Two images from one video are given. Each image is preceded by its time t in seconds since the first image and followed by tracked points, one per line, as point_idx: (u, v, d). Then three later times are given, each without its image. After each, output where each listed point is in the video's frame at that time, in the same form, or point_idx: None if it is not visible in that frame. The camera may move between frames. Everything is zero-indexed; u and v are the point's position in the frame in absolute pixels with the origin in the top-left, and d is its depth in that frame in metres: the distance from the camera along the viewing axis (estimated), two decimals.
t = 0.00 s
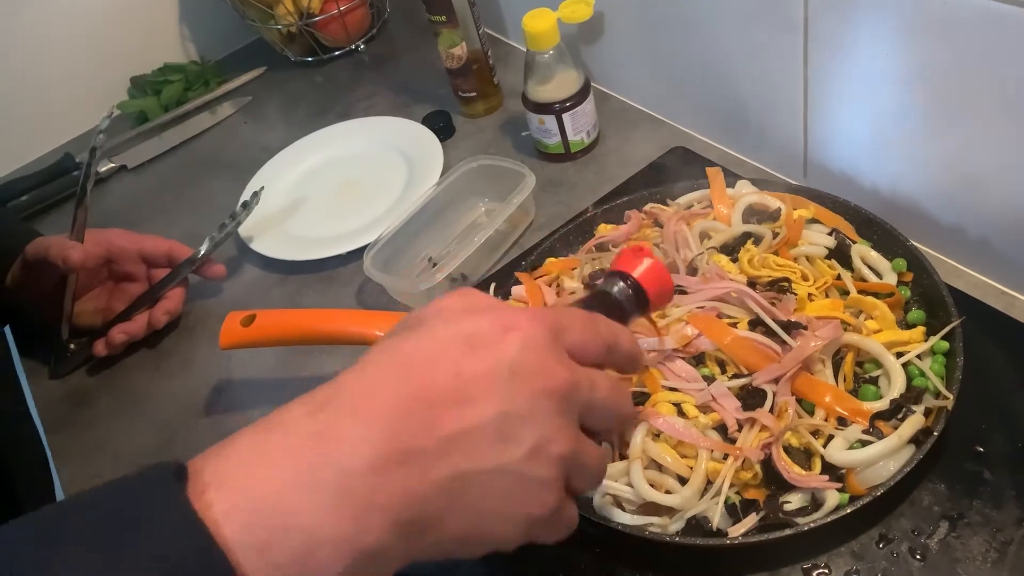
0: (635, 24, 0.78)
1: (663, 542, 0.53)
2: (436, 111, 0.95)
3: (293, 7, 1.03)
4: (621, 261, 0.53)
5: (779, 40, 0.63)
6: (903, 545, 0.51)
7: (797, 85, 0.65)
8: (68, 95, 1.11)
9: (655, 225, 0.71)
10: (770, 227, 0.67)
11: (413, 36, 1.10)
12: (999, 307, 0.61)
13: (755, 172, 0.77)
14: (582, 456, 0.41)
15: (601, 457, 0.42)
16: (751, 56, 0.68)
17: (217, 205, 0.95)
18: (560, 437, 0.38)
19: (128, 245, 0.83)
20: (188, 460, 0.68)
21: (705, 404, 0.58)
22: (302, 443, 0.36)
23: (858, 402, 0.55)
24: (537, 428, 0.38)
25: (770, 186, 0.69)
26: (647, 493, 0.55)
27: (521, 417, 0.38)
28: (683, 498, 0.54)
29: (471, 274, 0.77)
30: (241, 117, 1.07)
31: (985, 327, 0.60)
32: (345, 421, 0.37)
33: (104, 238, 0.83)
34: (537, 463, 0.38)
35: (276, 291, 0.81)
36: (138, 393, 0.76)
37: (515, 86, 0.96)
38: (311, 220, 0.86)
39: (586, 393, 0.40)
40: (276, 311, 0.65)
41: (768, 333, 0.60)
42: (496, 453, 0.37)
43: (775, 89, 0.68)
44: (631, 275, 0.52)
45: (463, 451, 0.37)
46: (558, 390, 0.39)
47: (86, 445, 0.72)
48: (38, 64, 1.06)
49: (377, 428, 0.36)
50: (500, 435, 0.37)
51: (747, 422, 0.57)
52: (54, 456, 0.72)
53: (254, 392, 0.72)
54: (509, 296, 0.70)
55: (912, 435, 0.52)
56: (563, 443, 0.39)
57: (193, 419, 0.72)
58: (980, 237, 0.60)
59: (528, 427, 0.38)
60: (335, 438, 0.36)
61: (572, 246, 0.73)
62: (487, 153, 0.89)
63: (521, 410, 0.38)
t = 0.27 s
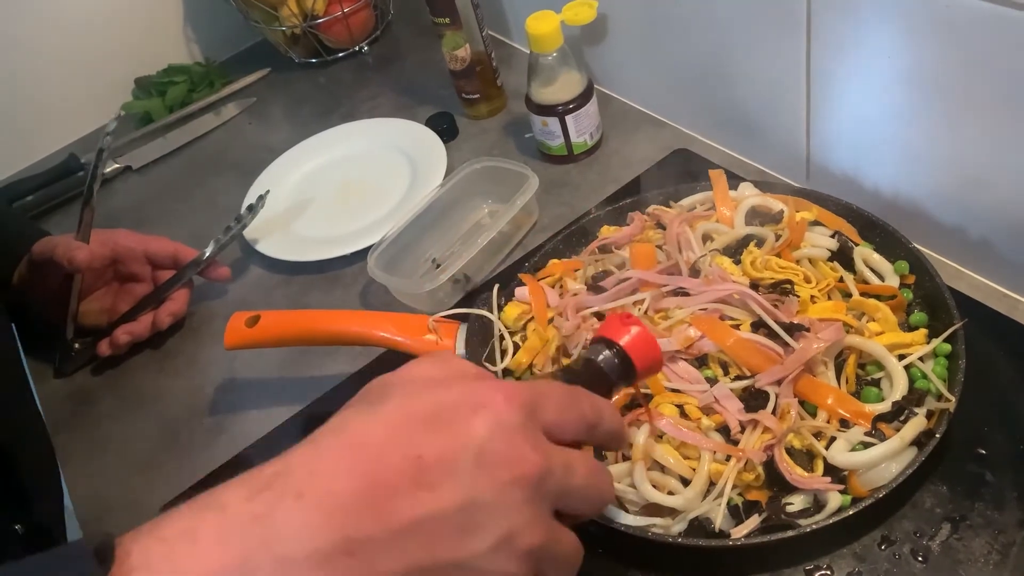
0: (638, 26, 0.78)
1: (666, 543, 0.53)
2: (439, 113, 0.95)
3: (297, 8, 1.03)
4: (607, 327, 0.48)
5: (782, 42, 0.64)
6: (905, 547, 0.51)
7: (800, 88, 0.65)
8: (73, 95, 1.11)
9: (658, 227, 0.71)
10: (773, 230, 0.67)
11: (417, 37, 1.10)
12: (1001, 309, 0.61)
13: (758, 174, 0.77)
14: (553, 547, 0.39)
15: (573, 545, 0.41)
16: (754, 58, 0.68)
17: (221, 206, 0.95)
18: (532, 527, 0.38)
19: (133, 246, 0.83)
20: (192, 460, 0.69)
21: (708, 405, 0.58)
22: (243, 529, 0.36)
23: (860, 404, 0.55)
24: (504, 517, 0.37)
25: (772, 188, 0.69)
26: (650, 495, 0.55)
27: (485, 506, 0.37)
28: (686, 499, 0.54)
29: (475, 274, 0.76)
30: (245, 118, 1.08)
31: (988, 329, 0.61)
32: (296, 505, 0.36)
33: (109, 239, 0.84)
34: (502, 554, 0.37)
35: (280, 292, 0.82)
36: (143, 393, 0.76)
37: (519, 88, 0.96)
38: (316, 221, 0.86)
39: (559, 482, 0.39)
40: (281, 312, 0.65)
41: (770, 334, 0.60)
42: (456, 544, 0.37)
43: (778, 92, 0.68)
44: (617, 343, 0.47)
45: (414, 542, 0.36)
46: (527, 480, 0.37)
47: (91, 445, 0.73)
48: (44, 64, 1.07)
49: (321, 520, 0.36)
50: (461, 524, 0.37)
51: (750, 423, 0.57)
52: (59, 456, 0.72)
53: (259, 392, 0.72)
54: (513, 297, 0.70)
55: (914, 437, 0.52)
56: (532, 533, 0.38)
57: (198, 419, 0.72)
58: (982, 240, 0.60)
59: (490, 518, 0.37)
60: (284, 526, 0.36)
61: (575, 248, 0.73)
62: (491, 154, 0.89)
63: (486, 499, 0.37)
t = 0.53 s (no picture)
0: (639, 26, 0.78)
1: (666, 542, 0.53)
2: (440, 113, 0.95)
3: (298, 8, 1.03)
4: (640, 282, 0.52)
5: (782, 42, 0.64)
6: (905, 547, 0.51)
7: (801, 88, 0.65)
8: (74, 96, 1.11)
9: (658, 227, 0.71)
10: (774, 229, 0.67)
11: (418, 37, 1.10)
12: (1002, 309, 0.61)
13: (759, 174, 0.77)
14: (622, 472, 0.39)
15: (635, 471, 0.41)
16: (755, 58, 0.68)
17: (222, 206, 0.95)
18: (604, 445, 0.38)
19: (134, 247, 0.83)
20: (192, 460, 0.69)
21: (708, 405, 0.58)
22: (329, 446, 0.36)
23: (860, 404, 0.55)
24: (580, 435, 0.37)
25: (773, 188, 0.69)
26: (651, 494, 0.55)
27: (559, 424, 0.37)
28: (686, 499, 0.54)
29: (475, 274, 0.76)
30: (245, 118, 1.08)
31: (989, 328, 0.61)
32: (383, 424, 0.36)
33: (109, 239, 0.84)
34: (581, 472, 0.37)
35: (280, 292, 0.82)
36: (143, 392, 0.76)
37: (519, 88, 0.96)
38: (316, 220, 0.86)
39: (627, 406, 0.39)
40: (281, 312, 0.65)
41: (770, 334, 0.60)
42: (539, 462, 0.37)
43: (779, 92, 0.68)
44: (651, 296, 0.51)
45: (498, 460, 0.36)
46: (598, 400, 0.38)
47: (91, 445, 0.73)
48: (44, 65, 1.07)
49: (402, 429, 0.36)
50: (540, 442, 0.37)
51: (750, 423, 0.57)
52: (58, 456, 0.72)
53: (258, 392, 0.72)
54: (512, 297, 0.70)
55: (914, 437, 0.52)
56: (604, 452, 0.38)
57: (198, 418, 0.72)
58: (983, 240, 0.60)
59: (568, 434, 0.37)
60: (368, 442, 0.36)
61: (575, 248, 0.73)
62: (492, 154, 0.89)
63: (562, 415, 0.37)
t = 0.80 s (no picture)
0: (639, 25, 0.78)
1: (665, 541, 0.53)
2: (440, 111, 0.95)
3: (298, 7, 1.03)
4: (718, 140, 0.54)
5: (782, 41, 0.64)
6: (905, 546, 0.51)
7: (800, 88, 0.65)
8: (74, 94, 1.11)
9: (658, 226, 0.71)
10: (774, 228, 0.66)
11: (418, 35, 1.10)
12: (1001, 309, 0.61)
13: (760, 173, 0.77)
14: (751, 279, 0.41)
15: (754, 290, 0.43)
16: (755, 57, 0.68)
17: (222, 204, 0.95)
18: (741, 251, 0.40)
19: (133, 244, 0.83)
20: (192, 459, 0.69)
21: (708, 404, 0.59)
22: (523, 251, 0.36)
23: (860, 403, 0.56)
24: (723, 240, 0.39)
25: (773, 187, 0.69)
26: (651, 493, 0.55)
27: (710, 229, 0.39)
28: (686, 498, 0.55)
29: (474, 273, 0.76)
30: (246, 116, 1.08)
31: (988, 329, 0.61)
32: (567, 230, 0.37)
33: (109, 237, 0.84)
34: (729, 269, 0.39)
35: (280, 291, 0.82)
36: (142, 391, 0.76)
37: (520, 87, 0.96)
38: (317, 218, 0.86)
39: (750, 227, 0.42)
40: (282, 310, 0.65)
41: (770, 334, 0.61)
42: (700, 258, 0.38)
43: (779, 91, 0.68)
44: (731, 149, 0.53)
45: (670, 255, 0.37)
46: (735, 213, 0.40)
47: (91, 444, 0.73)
48: (44, 63, 1.07)
49: (584, 241, 0.37)
50: (697, 243, 0.38)
51: (750, 422, 0.57)
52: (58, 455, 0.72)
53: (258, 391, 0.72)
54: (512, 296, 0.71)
55: (914, 436, 0.52)
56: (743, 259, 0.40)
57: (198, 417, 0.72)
58: (982, 240, 0.60)
59: (715, 237, 0.39)
60: (561, 241, 0.37)
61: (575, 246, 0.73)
62: (492, 153, 0.89)
63: (711, 225, 0.39)
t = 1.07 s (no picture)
0: (635, 28, 0.78)
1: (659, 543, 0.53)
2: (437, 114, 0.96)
3: (295, 9, 1.03)
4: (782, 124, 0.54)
5: (776, 45, 0.64)
6: (896, 547, 0.51)
7: (795, 91, 0.66)
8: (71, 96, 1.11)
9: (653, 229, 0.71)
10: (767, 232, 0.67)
11: (415, 38, 1.11)
12: (993, 312, 0.61)
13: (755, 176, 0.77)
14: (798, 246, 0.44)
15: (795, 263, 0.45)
16: (750, 60, 0.68)
17: (219, 206, 0.96)
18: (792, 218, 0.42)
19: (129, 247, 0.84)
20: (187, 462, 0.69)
21: (701, 407, 0.59)
22: (598, 205, 0.38)
23: (852, 406, 0.56)
24: (780, 203, 0.41)
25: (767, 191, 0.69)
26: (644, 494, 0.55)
27: (769, 192, 0.41)
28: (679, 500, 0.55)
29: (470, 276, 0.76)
30: (243, 118, 1.08)
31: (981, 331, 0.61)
32: (637, 187, 0.40)
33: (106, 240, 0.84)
34: (783, 232, 0.41)
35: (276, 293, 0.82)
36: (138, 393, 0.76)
37: (517, 89, 0.97)
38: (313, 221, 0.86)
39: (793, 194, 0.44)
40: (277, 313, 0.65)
41: (763, 336, 0.61)
42: (761, 217, 0.40)
43: (773, 95, 0.68)
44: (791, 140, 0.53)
45: (733, 213, 0.39)
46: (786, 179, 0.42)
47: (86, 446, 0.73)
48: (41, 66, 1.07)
49: (657, 199, 0.39)
50: (758, 203, 0.40)
51: (743, 425, 0.57)
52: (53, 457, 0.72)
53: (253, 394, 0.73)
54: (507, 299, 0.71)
55: (905, 438, 0.53)
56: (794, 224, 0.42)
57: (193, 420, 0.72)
58: (975, 243, 0.61)
59: (773, 200, 0.41)
60: (636, 197, 0.39)
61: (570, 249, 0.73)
62: (489, 155, 0.90)
63: (769, 187, 0.41)
